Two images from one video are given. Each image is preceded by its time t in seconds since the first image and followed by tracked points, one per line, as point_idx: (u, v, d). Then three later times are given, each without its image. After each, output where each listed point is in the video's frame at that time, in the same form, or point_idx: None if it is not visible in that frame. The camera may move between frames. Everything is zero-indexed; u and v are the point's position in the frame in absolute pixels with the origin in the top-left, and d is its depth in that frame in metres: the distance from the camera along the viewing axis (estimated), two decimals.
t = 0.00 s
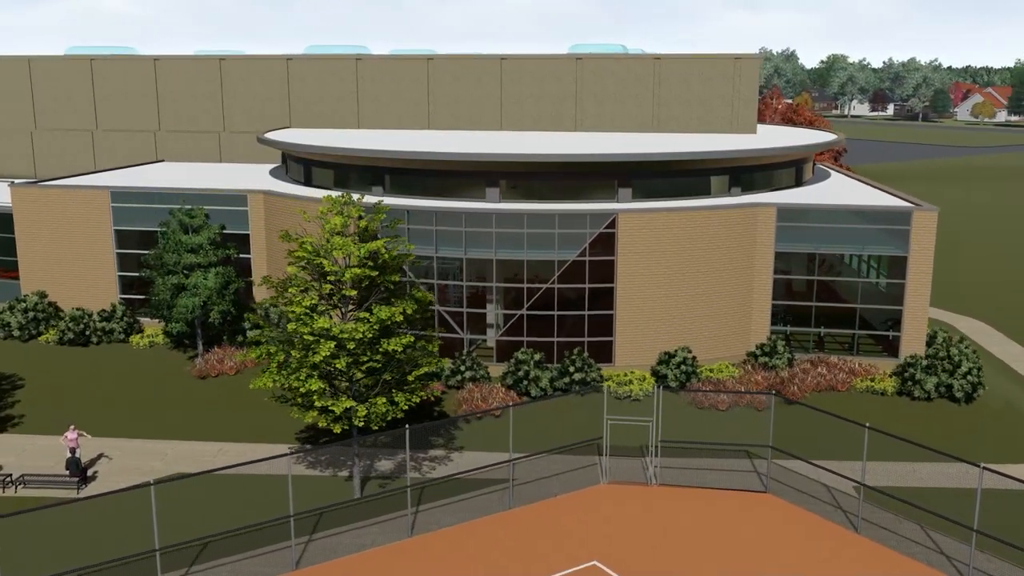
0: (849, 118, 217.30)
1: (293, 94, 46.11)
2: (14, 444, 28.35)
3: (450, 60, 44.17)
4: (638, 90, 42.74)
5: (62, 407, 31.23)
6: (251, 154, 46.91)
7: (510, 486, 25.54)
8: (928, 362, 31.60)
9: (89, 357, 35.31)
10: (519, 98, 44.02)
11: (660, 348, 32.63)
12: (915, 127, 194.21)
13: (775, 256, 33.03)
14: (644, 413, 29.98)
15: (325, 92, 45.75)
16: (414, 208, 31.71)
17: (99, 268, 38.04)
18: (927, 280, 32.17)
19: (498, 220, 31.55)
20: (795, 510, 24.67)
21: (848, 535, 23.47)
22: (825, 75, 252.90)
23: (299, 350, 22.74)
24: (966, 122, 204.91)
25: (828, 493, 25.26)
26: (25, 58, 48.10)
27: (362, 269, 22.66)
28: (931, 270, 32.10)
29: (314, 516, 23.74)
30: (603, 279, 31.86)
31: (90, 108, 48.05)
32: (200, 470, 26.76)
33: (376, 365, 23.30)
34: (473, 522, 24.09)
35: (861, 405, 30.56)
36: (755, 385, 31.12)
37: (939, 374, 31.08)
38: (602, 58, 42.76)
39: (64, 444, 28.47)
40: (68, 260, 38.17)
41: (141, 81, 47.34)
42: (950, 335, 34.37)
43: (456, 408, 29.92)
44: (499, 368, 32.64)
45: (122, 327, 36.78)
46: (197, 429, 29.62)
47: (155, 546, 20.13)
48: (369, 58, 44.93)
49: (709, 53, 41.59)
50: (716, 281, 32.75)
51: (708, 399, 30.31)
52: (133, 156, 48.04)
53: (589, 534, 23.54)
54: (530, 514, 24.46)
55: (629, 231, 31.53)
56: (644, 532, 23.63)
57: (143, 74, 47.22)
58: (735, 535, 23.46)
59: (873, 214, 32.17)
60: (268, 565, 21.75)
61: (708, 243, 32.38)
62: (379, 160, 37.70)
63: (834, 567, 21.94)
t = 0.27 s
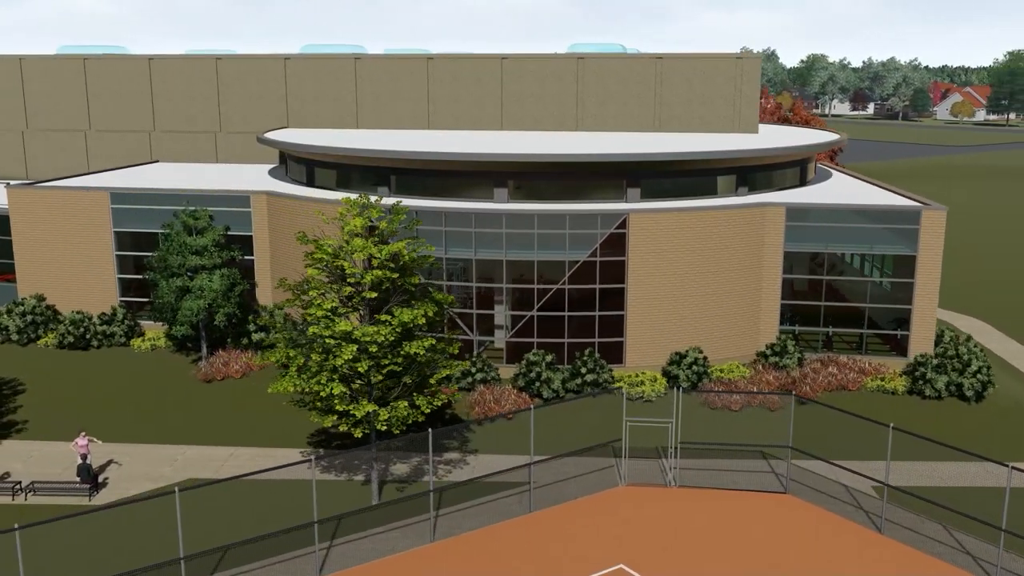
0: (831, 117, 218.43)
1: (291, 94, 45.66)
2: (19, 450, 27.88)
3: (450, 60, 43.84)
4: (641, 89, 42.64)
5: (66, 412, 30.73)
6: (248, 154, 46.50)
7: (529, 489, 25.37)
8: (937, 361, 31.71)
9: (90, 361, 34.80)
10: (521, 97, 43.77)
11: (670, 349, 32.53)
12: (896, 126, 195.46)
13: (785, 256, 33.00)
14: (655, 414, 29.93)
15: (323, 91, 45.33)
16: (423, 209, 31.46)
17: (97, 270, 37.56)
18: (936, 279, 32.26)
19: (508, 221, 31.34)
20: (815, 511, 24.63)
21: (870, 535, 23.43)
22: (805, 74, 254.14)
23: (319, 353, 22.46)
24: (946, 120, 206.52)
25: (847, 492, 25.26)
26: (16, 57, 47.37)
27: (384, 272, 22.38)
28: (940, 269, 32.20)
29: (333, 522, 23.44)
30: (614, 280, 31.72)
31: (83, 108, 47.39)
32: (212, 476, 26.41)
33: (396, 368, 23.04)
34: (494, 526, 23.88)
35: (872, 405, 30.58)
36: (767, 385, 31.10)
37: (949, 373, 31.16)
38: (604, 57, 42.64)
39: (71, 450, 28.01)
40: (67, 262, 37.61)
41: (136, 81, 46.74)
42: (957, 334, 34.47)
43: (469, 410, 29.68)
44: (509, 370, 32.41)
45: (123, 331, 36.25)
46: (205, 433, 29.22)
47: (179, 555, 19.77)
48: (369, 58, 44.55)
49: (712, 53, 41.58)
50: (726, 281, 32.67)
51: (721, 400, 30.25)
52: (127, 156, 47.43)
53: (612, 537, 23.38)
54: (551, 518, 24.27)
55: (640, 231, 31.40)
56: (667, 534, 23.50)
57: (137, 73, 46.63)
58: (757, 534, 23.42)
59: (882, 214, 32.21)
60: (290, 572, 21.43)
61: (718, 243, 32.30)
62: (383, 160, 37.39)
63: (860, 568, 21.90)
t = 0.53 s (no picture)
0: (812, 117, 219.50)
1: (289, 94, 45.20)
2: (27, 457, 27.38)
3: (451, 59, 43.51)
4: (643, 89, 42.57)
5: (73, 417, 30.21)
6: (245, 155, 46.03)
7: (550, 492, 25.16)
8: (948, 359, 31.76)
9: (93, 366, 34.25)
10: (522, 97, 43.53)
11: (682, 349, 32.42)
12: (877, 126, 196.67)
13: (795, 256, 32.98)
14: (670, 415, 29.77)
15: (322, 91, 44.90)
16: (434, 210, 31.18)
17: (98, 273, 37.01)
18: (946, 279, 32.37)
19: (519, 222, 31.12)
20: (838, 511, 24.57)
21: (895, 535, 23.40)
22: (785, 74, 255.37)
23: (342, 357, 22.15)
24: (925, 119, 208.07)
25: (869, 493, 25.24)
26: (8, 56, 46.62)
27: (408, 274, 22.10)
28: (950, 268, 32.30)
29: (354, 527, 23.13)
30: (626, 281, 31.57)
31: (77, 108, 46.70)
32: (227, 481, 26.04)
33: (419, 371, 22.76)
34: (517, 530, 23.65)
35: (885, 404, 30.59)
36: (780, 385, 30.98)
37: (960, 372, 31.20)
38: (606, 57, 42.54)
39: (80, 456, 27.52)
40: (66, 265, 37.04)
41: (131, 81, 46.12)
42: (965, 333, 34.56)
43: (483, 412, 29.42)
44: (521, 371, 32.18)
45: (125, 334, 35.66)
46: (216, 438, 28.80)
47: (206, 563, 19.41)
48: (368, 57, 44.17)
49: (715, 53, 41.67)
50: (738, 281, 32.59)
51: (735, 400, 30.15)
52: (122, 157, 46.80)
53: (637, 539, 23.21)
54: (574, 521, 24.06)
55: (652, 232, 31.25)
56: (691, 535, 23.36)
57: (133, 73, 46.01)
58: (782, 536, 23.32)
59: (893, 213, 32.26)
60: None
61: (730, 244, 32.21)
62: (389, 161, 37.03)
63: (888, 568, 21.84)
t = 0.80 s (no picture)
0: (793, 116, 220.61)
1: (288, 93, 44.75)
2: (37, 464, 26.87)
3: (453, 59, 43.24)
4: (646, 89, 42.51)
5: (81, 423, 29.71)
6: (244, 155, 45.56)
7: (573, 494, 24.99)
8: (960, 358, 31.80)
9: (96, 370, 33.67)
10: (524, 97, 43.32)
11: (695, 350, 32.34)
12: (858, 125, 197.90)
13: (806, 255, 32.99)
14: (685, 416, 29.66)
15: (321, 91, 44.49)
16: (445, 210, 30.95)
17: (99, 275, 36.47)
18: (956, 278, 32.55)
19: (531, 222, 30.89)
20: (863, 511, 24.54)
21: (921, 534, 23.41)
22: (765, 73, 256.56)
23: (367, 360, 21.88)
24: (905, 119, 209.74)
25: (891, 492, 25.24)
26: None
27: (434, 275, 21.86)
28: (961, 267, 32.48)
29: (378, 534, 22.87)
30: (639, 281, 31.43)
31: (70, 109, 45.99)
32: (244, 487, 25.69)
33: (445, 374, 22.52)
34: (543, 534, 23.45)
35: (899, 404, 30.62)
36: (794, 385, 30.98)
37: (973, 370, 31.29)
38: (609, 56, 42.42)
39: (92, 462, 27.04)
40: (66, 267, 36.47)
41: (126, 81, 45.47)
42: (973, 331, 34.69)
43: (498, 415, 29.19)
44: (533, 373, 32.00)
45: (129, 337, 35.21)
46: (229, 442, 28.41)
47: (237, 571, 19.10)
48: (369, 57, 43.82)
49: (718, 53, 41.68)
50: (750, 281, 32.54)
51: (751, 401, 30.11)
52: (117, 158, 46.16)
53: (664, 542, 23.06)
54: (599, 523, 23.89)
55: (666, 232, 31.11)
56: (719, 537, 23.25)
57: (128, 73, 45.35)
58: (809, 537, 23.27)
59: (904, 213, 32.37)
60: None
61: (742, 243, 32.14)
62: (394, 162, 36.55)
63: (919, 568, 21.83)
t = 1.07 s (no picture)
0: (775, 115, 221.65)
1: (289, 93, 44.34)
2: (49, 472, 26.41)
3: (455, 58, 42.96)
4: (650, 88, 42.46)
5: (91, 428, 29.25)
6: (243, 156, 45.11)
7: (596, 497, 24.82)
8: (972, 357, 31.88)
9: (101, 375, 33.16)
10: (527, 96, 43.12)
11: (709, 350, 32.24)
12: (839, 124, 199.09)
13: (817, 255, 33.01)
14: (701, 417, 29.54)
15: (322, 91, 44.10)
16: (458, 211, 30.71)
17: (102, 278, 35.95)
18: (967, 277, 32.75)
19: (545, 223, 30.70)
20: (887, 511, 24.52)
21: (947, 534, 23.40)
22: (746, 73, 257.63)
23: (395, 363, 21.63)
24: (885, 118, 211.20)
25: (914, 492, 25.23)
26: None
27: (463, 277, 21.63)
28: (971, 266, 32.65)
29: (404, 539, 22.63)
30: (653, 282, 31.31)
31: (65, 109, 45.38)
32: (262, 493, 25.33)
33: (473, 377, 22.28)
34: (569, 537, 23.27)
35: (914, 403, 30.68)
36: (808, 386, 30.99)
37: (985, 369, 31.40)
38: (613, 56, 42.33)
39: (105, 469, 26.61)
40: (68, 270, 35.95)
41: (123, 81, 44.92)
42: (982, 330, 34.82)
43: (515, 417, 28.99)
44: (547, 374, 31.80)
45: (133, 341, 34.71)
46: (243, 447, 28.03)
47: None
48: (370, 56, 43.48)
49: (722, 52, 41.69)
50: (762, 281, 32.49)
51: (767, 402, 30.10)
52: (114, 159, 45.59)
53: (692, 544, 22.93)
54: (625, 526, 23.74)
55: (680, 232, 30.99)
56: (746, 539, 23.14)
57: (125, 72, 44.82)
58: (836, 538, 23.20)
59: (915, 212, 32.45)
60: None
61: (755, 243, 32.08)
62: (402, 164, 36.12)
63: (949, 567, 21.81)
